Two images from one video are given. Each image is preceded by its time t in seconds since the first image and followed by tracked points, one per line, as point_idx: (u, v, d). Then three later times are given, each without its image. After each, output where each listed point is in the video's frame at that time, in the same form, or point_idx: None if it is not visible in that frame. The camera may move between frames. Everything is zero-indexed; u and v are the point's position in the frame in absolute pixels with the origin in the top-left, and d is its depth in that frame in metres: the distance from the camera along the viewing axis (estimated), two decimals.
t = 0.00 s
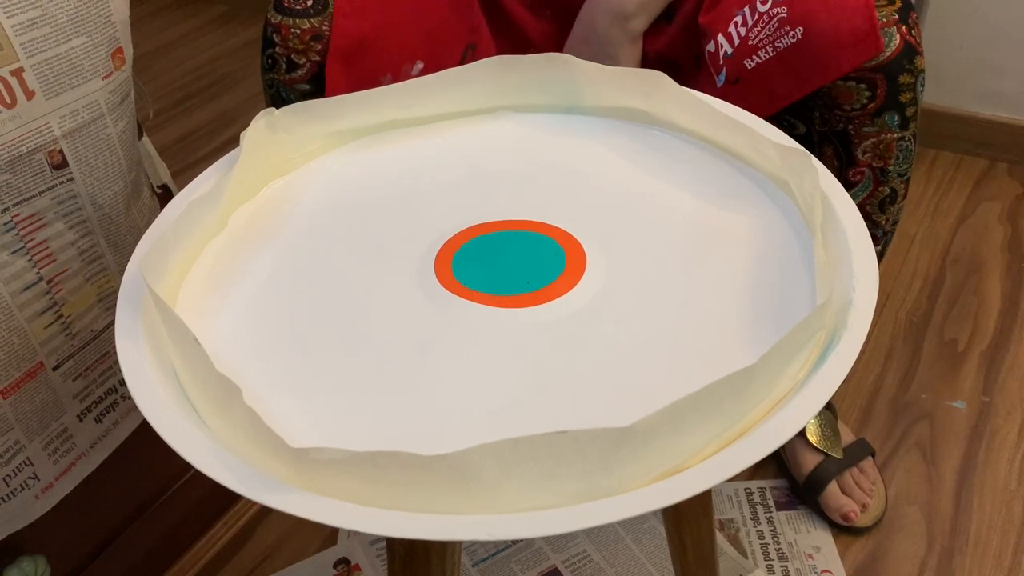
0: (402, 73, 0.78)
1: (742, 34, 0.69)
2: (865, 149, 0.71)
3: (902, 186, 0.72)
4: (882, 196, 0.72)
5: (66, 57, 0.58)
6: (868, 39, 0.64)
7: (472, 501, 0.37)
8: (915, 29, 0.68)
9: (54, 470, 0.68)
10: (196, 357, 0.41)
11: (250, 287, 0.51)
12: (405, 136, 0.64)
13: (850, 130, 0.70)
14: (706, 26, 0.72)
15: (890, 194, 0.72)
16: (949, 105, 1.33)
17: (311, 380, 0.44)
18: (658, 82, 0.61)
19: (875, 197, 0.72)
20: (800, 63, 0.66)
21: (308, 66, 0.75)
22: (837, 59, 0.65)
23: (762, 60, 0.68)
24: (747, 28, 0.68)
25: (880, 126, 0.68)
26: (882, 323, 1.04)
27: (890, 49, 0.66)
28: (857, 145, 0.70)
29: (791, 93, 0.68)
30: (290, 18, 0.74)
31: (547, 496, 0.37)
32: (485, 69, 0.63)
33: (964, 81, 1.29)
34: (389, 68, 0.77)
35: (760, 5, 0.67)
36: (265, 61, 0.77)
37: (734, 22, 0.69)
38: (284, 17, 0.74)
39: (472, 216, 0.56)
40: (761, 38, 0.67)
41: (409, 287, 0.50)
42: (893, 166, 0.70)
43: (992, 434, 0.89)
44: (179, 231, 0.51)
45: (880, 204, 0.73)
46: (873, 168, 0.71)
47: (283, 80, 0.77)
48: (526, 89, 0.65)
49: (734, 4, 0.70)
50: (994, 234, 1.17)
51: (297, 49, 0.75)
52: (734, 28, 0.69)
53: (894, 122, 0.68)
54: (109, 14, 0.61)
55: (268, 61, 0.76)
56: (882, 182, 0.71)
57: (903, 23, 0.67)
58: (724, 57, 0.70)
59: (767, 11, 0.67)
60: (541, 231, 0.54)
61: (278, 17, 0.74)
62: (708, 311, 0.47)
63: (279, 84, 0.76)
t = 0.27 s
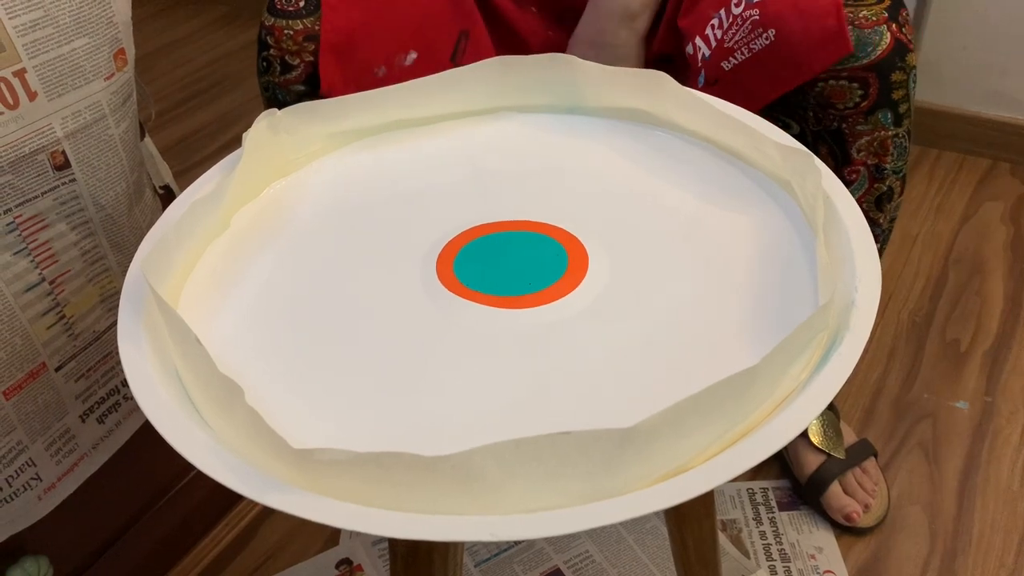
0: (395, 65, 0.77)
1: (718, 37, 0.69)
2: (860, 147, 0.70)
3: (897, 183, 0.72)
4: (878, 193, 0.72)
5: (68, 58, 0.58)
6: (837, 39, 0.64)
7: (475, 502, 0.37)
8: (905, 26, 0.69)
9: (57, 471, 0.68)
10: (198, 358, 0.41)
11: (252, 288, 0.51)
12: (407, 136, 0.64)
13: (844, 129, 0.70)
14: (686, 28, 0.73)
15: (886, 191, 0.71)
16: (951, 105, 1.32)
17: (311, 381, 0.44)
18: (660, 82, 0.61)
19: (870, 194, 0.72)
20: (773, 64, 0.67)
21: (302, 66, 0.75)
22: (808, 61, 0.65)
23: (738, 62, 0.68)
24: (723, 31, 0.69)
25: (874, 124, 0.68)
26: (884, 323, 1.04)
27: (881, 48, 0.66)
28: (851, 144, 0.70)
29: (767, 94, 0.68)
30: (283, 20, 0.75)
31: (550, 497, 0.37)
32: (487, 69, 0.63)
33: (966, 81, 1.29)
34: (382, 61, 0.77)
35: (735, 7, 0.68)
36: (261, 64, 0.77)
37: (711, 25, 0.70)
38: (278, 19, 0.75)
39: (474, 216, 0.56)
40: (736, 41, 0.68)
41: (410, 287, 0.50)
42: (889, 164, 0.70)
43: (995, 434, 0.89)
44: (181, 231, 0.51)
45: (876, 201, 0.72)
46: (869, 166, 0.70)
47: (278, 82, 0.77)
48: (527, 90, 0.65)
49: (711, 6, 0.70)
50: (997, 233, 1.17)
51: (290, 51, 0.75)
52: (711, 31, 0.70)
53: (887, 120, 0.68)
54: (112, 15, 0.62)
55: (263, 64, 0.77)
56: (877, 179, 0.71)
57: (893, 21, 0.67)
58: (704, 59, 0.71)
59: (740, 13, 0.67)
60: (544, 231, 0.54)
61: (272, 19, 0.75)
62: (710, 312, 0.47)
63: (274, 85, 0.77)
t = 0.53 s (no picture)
0: (394, 65, 0.77)
1: (714, 37, 0.69)
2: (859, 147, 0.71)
3: (896, 183, 0.72)
4: (877, 192, 0.72)
5: (69, 60, 0.58)
6: (830, 37, 0.64)
7: (475, 503, 0.37)
8: (903, 26, 0.69)
9: (57, 472, 0.68)
10: (199, 359, 0.41)
11: (252, 289, 0.51)
12: (407, 137, 0.64)
13: (843, 129, 0.70)
14: (682, 28, 0.73)
15: (885, 190, 0.71)
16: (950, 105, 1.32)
17: (311, 382, 0.44)
18: (659, 83, 0.61)
19: (869, 194, 0.72)
20: (769, 63, 0.67)
21: (301, 68, 0.75)
22: (803, 59, 0.65)
23: (734, 61, 0.68)
24: (719, 31, 0.69)
25: (872, 124, 0.68)
26: (884, 323, 1.04)
27: (878, 48, 0.66)
28: (850, 144, 0.70)
29: (763, 93, 0.68)
30: (281, 22, 0.75)
31: (550, 498, 0.37)
32: (486, 69, 0.63)
33: (966, 81, 1.29)
34: (380, 60, 0.76)
35: (730, 7, 0.68)
36: (259, 66, 0.77)
37: (706, 25, 0.70)
38: (276, 21, 0.75)
39: (474, 217, 0.56)
40: (731, 40, 0.68)
41: (409, 289, 0.50)
42: (888, 163, 0.70)
43: (995, 434, 0.89)
44: (181, 233, 0.51)
45: (876, 201, 0.72)
46: (868, 165, 0.71)
47: (277, 84, 0.77)
48: (526, 90, 0.65)
49: (705, 6, 0.70)
50: (997, 233, 1.17)
51: (289, 52, 0.75)
52: (707, 31, 0.70)
53: (886, 119, 0.68)
54: (112, 17, 0.62)
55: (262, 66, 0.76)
56: (876, 178, 0.71)
57: (890, 20, 0.68)
58: (699, 59, 0.71)
59: (735, 12, 0.67)
60: (543, 232, 0.54)
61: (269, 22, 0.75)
62: (709, 312, 0.47)
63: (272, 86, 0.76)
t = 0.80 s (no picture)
0: (393, 70, 0.78)
1: (717, 39, 0.69)
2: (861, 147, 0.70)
3: (898, 183, 0.72)
4: (879, 192, 0.72)
5: (67, 61, 0.58)
6: (834, 38, 0.64)
7: (474, 505, 0.37)
8: (906, 26, 0.69)
9: (56, 474, 0.68)
10: (197, 361, 0.41)
11: (251, 290, 0.51)
12: (406, 139, 0.64)
13: (846, 129, 0.70)
14: (686, 30, 0.73)
15: (887, 191, 0.71)
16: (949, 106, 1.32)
17: (311, 383, 0.44)
18: (658, 84, 0.61)
19: (871, 194, 0.72)
20: (773, 64, 0.66)
21: (300, 70, 0.75)
22: (807, 60, 0.65)
23: (737, 63, 0.68)
24: (722, 33, 0.69)
25: (875, 123, 0.68)
26: (884, 323, 1.04)
27: (882, 47, 0.66)
28: (853, 144, 0.70)
29: (765, 95, 0.68)
30: (281, 24, 0.75)
31: (548, 500, 0.37)
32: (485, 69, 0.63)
33: (965, 81, 1.29)
34: (379, 64, 0.77)
35: (734, 9, 0.68)
36: (259, 67, 0.77)
37: (710, 27, 0.70)
38: (276, 23, 0.75)
39: (472, 218, 0.56)
40: (734, 42, 0.68)
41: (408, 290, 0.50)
42: (890, 163, 0.70)
43: (995, 435, 0.89)
44: (180, 235, 0.51)
45: (878, 201, 0.72)
46: (870, 165, 0.70)
47: (277, 85, 0.77)
48: (526, 92, 0.65)
49: (710, 9, 0.70)
50: (996, 234, 1.17)
51: (290, 54, 0.75)
52: (710, 33, 0.70)
53: (888, 119, 0.68)
54: (110, 18, 0.62)
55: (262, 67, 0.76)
56: (878, 178, 0.71)
57: (893, 21, 0.67)
58: (701, 61, 0.71)
59: (739, 15, 0.67)
60: (542, 233, 0.54)
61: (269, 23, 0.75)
62: (709, 313, 0.47)
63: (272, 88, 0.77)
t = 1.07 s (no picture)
0: (388, 78, 0.78)
1: (732, 41, 0.69)
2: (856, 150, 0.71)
3: (894, 186, 0.72)
4: (874, 196, 0.72)
5: (65, 63, 0.58)
6: (857, 40, 0.64)
7: (471, 506, 0.37)
8: (903, 29, 0.69)
9: (54, 476, 0.68)
10: (195, 363, 0.41)
11: (249, 291, 0.51)
12: (403, 141, 0.64)
13: (841, 131, 0.70)
14: (697, 32, 0.72)
15: (882, 194, 0.72)
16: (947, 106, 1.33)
17: (308, 384, 0.44)
18: (656, 85, 0.61)
19: (866, 197, 0.72)
20: (792, 66, 0.66)
21: (299, 71, 0.75)
22: (828, 62, 0.65)
23: (753, 65, 0.68)
24: (738, 35, 0.68)
25: (870, 127, 0.69)
26: (882, 324, 1.04)
27: (878, 50, 0.66)
28: (847, 146, 0.70)
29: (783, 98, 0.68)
30: (281, 25, 0.75)
31: (545, 501, 0.37)
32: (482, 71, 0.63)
33: (963, 82, 1.29)
34: (376, 72, 0.77)
35: (751, 11, 0.68)
36: (258, 68, 0.78)
37: (724, 28, 0.69)
38: (275, 24, 0.75)
39: (470, 220, 0.56)
40: (751, 44, 0.67)
41: (406, 291, 0.50)
42: (885, 167, 0.70)
43: (993, 435, 0.89)
44: (177, 237, 0.51)
45: (873, 205, 0.73)
46: (864, 168, 0.71)
47: (275, 86, 0.77)
48: (524, 94, 0.65)
49: (723, 11, 0.70)
50: (994, 234, 1.17)
51: (289, 55, 0.75)
52: (724, 35, 0.69)
53: (883, 122, 0.68)
54: (107, 20, 0.62)
55: (261, 68, 0.77)
56: (873, 182, 0.71)
57: (891, 24, 0.68)
58: (714, 63, 0.70)
59: (757, 16, 0.67)
60: (538, 234, 0.54)
61: (269, 23, 0.76)
62: (706, 314, 0.47)
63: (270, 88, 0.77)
